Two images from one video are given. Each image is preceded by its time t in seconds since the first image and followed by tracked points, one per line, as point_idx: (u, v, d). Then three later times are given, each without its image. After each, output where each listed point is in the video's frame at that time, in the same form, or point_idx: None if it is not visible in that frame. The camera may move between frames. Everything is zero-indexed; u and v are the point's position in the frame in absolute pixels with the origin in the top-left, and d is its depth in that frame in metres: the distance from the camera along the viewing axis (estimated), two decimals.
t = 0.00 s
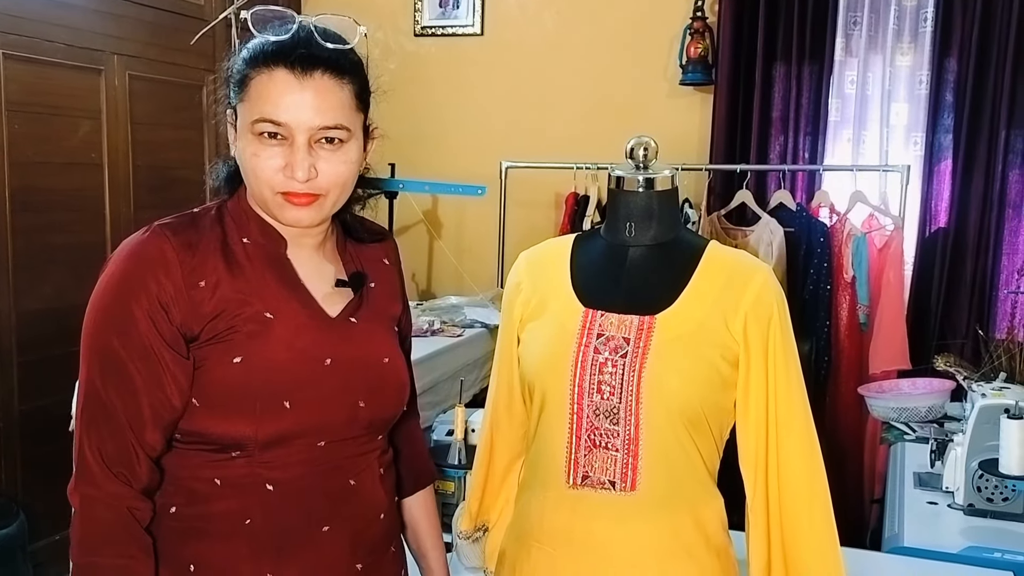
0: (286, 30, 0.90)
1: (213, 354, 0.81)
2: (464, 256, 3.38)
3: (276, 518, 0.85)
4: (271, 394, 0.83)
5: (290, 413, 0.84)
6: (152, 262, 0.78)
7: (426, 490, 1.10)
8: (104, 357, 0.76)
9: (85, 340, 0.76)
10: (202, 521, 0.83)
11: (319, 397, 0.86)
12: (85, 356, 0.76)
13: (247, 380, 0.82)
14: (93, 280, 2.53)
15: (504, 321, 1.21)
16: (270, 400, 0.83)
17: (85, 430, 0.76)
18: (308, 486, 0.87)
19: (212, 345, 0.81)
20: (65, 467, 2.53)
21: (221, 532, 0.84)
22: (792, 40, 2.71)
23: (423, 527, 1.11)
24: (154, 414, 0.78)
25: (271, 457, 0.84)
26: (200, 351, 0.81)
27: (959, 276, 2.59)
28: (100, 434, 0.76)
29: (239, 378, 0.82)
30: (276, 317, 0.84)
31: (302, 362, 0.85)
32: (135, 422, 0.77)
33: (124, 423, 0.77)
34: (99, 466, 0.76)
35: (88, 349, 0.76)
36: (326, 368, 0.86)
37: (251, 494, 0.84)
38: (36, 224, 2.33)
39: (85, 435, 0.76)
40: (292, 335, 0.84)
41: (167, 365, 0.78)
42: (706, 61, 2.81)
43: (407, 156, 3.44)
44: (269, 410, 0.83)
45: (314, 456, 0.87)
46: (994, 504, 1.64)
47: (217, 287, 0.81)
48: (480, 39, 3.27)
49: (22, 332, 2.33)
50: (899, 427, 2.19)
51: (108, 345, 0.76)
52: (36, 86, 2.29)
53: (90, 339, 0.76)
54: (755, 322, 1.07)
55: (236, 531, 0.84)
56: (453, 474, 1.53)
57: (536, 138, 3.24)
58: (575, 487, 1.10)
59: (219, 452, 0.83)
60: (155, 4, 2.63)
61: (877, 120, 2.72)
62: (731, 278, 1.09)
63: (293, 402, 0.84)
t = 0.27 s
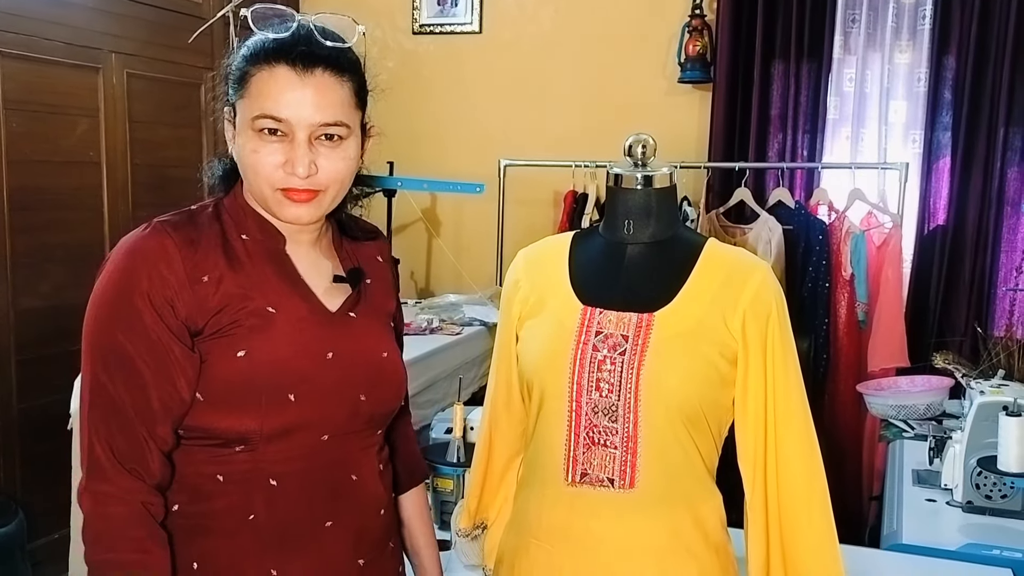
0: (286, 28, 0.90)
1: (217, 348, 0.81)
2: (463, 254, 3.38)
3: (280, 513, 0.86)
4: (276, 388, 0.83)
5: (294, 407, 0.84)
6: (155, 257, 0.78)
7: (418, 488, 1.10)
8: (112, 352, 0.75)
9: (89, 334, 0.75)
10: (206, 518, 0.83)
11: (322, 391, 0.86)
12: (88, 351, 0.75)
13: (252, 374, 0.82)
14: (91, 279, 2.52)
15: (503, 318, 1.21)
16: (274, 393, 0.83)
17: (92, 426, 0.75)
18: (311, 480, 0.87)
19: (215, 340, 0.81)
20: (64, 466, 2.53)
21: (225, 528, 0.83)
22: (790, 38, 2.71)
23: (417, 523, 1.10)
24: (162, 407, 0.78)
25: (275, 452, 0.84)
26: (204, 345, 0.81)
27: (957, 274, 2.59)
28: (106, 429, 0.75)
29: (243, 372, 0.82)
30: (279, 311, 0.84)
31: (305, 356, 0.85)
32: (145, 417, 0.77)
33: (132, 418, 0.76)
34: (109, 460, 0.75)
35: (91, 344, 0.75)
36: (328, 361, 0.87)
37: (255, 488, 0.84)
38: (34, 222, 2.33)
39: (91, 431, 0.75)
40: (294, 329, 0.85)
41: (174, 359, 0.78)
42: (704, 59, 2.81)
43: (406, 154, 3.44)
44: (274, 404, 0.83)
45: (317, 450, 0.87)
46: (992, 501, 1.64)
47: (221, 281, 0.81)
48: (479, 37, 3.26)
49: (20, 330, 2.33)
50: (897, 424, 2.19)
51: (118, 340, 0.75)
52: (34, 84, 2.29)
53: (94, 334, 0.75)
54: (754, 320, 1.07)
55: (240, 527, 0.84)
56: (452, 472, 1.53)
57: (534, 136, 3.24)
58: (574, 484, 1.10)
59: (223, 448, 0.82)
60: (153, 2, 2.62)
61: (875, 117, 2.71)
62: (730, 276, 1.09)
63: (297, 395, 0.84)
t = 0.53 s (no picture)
0: (292, 27, 0.90)
1: (221, 345, 0.80)
2: (462, 253, 3.38)
3: (283, 510, 0.85)
4: (281, 384, 0.83)
5: (298, 403, 0.84)
6: (159, 250, 0.78)
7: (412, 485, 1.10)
8: (128, 334, 0.73)
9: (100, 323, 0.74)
10: (210, 515, 0.83)
11: (326, 389, 0.86)
12: (101, 337, 0.73)
13: (256, 371, 0.81)
14: (90, 278, 2.52)
15: (502, 317, 1.21)
16: (279, 389, 0.83)
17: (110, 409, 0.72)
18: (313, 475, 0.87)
19: (219, 337, 0.80)
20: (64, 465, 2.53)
21: (229, 524, 0.83)
22: (790, 37, 2.71)
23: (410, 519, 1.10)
24: (169, 390, 0.74)
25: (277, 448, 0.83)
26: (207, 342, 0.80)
27: (956, 274, 2.59)
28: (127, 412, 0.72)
29: (247, 369, 0.81)
30: (281, 308, 0.84)
31: (309, 353, 0.85)
32: (166, 398, 0.74)
33: (153, 399, 0.73)
34: (132, 444, 0.71)
35: (103, 330, 0.73)
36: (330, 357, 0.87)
37: (258, 484, 0.83)
38: (33, 222, 2.33)
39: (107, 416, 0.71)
40: (297, 326, 0.85)
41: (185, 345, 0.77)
42: (704, 58, 2.82)
43: (406, 154, 3.44)
44: (280, 400, 0.83)
45: (320, 446, 0.87)
46: (992, 500, 1.64)
47: (224, 277, 0.81)
48: (478, 37, 3.26)
49: (19, 330, 2.33)
50: (897, 423, 2.19)
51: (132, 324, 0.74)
52: (33, 84, 2.29)
53: (106, 320, 0.73)
54: (753, 318, 1.07)
55: (243, 524, 0.84)
56: (451, 470, 1.53)
57: (534, 135, 3.24)
58: (573, 483, 1.10)
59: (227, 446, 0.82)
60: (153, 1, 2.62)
61: (875, 116, 2.71)
62: (729, 274, 1.09)
63: (301, 391, 0.84)
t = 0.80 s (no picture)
0: (314, 24, 0.90)
1: (221, 340, 0.80)
2: (462, 250, 3.38)
3: (287, 505, 0.85)
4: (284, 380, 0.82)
5: (301, 400, 0.84)
6: (156, 240, 0.78)
7: (413, 472, 1.10)
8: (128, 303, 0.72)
9: (94, 300, 0.72)
10: (211, 513, 0.81)
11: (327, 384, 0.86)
12: (96, 312, 0.71)
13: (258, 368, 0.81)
14: (89, 275, 2.52)
15: (501, 313, 1.21)
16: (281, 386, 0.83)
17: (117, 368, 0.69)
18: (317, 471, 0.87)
19: (218, 330, 0.80)
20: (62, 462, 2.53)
21: (232, 521, 0.82)
22: (790, 34, 2.71)
23: (411, 509, 1.11)
24: (162, 353, 0.72)
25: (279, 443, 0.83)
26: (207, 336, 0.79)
27: (955, 271, 2.59)
28: (134, 366, 0.69)
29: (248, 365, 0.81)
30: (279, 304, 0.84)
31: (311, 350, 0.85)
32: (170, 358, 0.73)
33: (159, 356, 0.71)
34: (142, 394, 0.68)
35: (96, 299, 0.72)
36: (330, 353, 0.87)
37: (261, 481, 0.83)
38: (32, 218, 2.32)
39: (112, 376, 0.68)
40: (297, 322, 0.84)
41: (184, 325, 0.76)
42: (703, 55, 2.82)
43: (405, 151, 3.44)
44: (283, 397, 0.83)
45: (323, 441, 0.87)
46: (991, 496, 1.63)
47: (223, 270, 0.81)
48: (477, 33, 3.26)
49: (18, 327, 2.33)
50: (896, 420, 2.19)
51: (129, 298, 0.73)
52: (32, 80, 2.29)
53: (102, 296, 0.72)
54: (753, 314, 1.07)
55: (248, 521, 0.83)
56: (451, 467, 1.53)
57: (534, 132, 3.23)
58: (573, 479, 1.10)
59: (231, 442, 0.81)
60: None
61: (874, 113, 2.71)
62: (729, 270, 1.09)
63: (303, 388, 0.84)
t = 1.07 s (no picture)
0: (321, 34, 0.87)
1: (225, 339, 0.80)
2: (461, 248, 3.38)
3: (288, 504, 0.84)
4: (287, 380, 0.82)
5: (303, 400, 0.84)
6: (162, 239, 0.78)
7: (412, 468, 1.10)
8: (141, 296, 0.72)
9: (106, 298, 0.72)
10: (212, 512, 0.81)
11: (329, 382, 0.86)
12: (111, 309, 0.71)
13: (260, 368, 0.81)
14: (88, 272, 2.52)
15: (500, 311, 1.21)
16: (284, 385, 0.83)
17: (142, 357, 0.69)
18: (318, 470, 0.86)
19: (222, 329, 0.81)
20: (61, 460, 2.53)
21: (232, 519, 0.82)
22: (790, 32, 2.71)
23: (411, 506, 1.11)
24: (183, 342, 0.73)
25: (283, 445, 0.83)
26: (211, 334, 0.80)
27: (955, 269, 2.59)
28: (157, 356, 0.69)
29: (250, 365, 0.81)
30: (282, 304, 0.84)
31: (312, 349, 0.85)
32: (188, 344, 0.73)
33: (178, 342, 0.72)
34: (167, 376, 0.69)
35: (111, 296, 0.72)
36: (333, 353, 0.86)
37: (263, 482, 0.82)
38: (30, 216, 2.32)
39: (138, 363, 0.68)
40: (300, 322, 0.85)
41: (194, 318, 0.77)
42: (702, 53, 2.81)
43: (404, 149, 3.43)
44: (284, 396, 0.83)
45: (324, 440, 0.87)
46: (990, 495, 1.63)
47: (227, 270, 0.82)
48: (477, 31, 3.26)
49: (17, 325, 2.33)
50: (895, 418, 2.19)
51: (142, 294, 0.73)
52: (31, 78, 2.28)
53: (113, 294, 0.72)
54: (752, 313, 1.07)
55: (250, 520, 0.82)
56: (450, 464, 1.52)
57: (533, 130, 3.23)
58: (572, 477, 1.10)
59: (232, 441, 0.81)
60: None
61: (874, 111, 2.71)
62: (728, 269, 1.09)
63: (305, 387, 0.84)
